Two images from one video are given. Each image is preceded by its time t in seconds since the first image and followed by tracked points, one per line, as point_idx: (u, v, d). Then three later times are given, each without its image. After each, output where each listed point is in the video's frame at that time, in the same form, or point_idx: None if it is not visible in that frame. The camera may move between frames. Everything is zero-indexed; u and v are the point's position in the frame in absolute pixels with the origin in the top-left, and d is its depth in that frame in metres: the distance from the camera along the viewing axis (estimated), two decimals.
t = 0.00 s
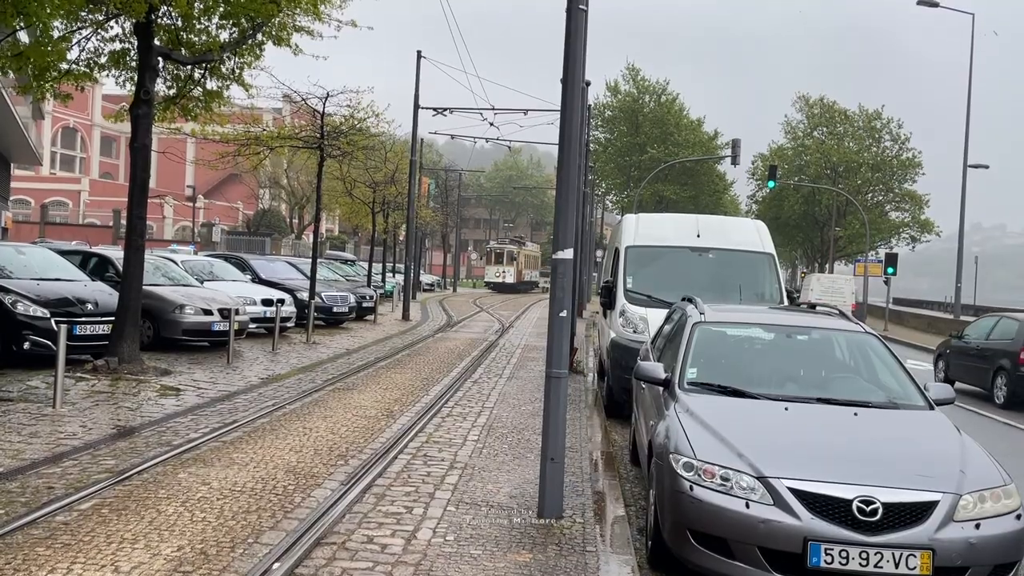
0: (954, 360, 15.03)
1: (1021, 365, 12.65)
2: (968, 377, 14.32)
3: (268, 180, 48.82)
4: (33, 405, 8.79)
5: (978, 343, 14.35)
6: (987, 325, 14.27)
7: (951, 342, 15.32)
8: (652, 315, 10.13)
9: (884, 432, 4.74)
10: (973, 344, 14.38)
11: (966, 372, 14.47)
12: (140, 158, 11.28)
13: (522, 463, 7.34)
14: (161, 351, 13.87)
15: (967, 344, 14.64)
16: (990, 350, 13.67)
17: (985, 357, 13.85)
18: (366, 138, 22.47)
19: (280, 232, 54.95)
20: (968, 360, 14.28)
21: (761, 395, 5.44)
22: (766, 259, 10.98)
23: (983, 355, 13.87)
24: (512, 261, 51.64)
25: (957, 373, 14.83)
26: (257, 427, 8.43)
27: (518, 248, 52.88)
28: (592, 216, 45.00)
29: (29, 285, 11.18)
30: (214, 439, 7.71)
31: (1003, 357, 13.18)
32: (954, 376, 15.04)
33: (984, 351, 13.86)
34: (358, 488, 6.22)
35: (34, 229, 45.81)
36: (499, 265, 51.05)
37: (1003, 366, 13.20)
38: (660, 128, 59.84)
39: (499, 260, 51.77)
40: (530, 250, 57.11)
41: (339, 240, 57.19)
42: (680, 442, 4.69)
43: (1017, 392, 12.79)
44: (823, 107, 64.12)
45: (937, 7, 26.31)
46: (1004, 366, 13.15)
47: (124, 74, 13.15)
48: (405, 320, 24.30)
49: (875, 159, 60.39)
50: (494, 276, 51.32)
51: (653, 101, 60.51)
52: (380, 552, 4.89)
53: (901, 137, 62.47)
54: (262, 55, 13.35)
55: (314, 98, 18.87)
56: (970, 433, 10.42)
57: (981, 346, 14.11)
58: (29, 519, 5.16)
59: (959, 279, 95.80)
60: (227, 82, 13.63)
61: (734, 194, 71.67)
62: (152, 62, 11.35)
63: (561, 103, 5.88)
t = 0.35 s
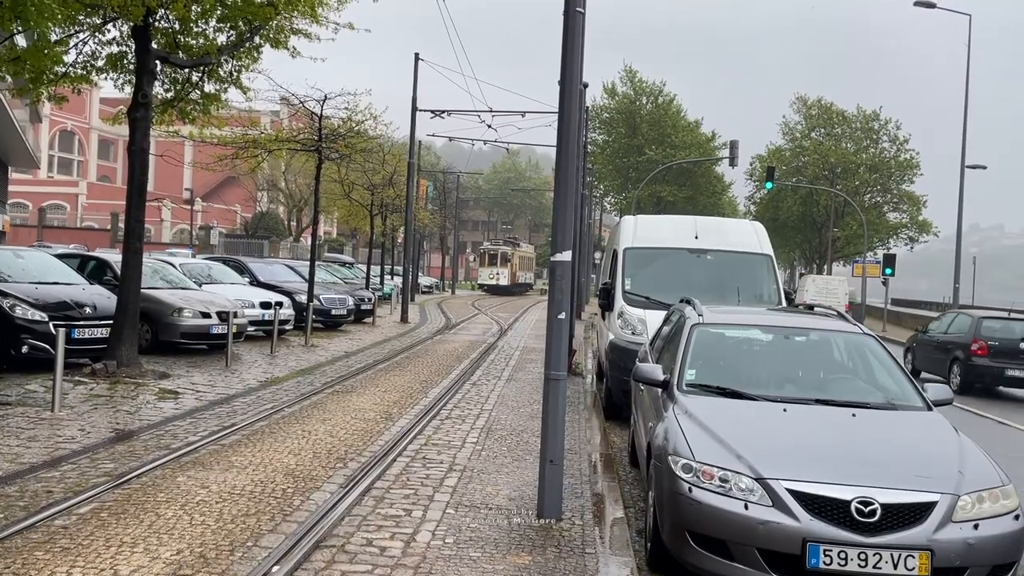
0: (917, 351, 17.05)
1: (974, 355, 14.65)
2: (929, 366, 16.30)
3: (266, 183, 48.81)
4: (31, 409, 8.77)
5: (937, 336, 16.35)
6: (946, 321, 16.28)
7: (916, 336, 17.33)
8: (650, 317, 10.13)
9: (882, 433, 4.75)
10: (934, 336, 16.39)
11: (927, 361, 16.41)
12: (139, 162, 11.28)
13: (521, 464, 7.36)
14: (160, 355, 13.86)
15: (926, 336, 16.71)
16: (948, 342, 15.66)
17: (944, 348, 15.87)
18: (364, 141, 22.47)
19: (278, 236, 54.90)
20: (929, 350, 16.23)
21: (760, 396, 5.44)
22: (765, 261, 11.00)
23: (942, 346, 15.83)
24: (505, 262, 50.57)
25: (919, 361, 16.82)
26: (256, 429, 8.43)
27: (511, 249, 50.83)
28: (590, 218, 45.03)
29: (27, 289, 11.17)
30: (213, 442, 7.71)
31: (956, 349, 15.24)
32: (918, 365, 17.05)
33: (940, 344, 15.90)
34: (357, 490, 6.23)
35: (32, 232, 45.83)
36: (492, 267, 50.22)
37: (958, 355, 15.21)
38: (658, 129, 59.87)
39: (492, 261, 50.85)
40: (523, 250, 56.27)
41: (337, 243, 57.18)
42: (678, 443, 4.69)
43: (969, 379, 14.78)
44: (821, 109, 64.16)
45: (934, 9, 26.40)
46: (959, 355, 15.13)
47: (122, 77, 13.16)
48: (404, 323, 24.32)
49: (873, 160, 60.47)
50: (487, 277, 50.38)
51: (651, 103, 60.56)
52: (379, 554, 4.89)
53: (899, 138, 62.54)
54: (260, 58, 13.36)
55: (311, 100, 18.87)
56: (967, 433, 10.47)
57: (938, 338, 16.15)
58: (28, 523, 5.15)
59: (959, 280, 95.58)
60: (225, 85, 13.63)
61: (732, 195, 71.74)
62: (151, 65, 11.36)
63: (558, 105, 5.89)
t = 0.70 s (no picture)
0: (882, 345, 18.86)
1: (933, 347, 16.47)
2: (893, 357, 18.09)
3: (262, 186, 48.72)
4: (27, 414, 8.75)
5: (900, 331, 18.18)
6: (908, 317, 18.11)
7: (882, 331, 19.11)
8: (646, 318, 10.12)
9: (877, 433, 4.76)
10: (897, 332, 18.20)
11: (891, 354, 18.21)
12: (134, 165, 11.26)
13: (518, 467, 7.36)
14: (156, 359, 13.84)
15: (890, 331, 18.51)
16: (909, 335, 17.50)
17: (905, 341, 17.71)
18: (360, 143, 22.45)
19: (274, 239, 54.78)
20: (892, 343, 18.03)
21: (756, 397, 5.45)
22: (760, 262, 11.01)
23: (904, 339, 17.65)
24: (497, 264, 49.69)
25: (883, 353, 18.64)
26: (253, 433, 8.41)
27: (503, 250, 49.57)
28: (586, 219, 45.05)
29: (22, 294, 11.15)
30: (209, 446, 7.69)
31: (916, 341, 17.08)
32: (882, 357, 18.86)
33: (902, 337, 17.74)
34: (354, 493, 6.22)
35: (27, 236, 45.72)
36: (484, 269, 49.22)
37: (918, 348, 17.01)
38: (653, 131, 59.85)
39: (484, 262, 49.89)
40: (518, 252, 55.76)
41: (334, 245, 57.12)
42: (675, 445, 4.70)
43: (928, 369, 16.58)
44: (816, 110, 64.19)
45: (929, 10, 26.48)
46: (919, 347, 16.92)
47: (117, 81, 13.14)
48: (401, 325, 24.31)
49: (869, 161, 60.58)
50: (479, 279, 49.42)
51: (647, 105, 60.54)
52: (376, 558, 4.88)
53: (895, 138, 62.66)
54: (255, 61, 13.35)
55: (307, 103, 18.85)
56: (961, 433, 10.51)
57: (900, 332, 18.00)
58: (24, 528, 5.14)
59: (955, 281, 95.47)
60: (221, 88, 13.62)
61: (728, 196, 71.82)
62: (146, 69, 11.34)
63: (554, 107, 5.89)
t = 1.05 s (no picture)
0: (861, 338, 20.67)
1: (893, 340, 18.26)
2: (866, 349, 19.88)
3: (256, 189, 48.65)
4: (18, 419, 8.71)
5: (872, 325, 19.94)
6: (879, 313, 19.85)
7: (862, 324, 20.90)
8: (640, 320, 10.13)
9: (870, 433, 4.77)
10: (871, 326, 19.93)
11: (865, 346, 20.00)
12: (126, 169, 11.23)
13: (512, 469, 7.35)
14: (149, 363, 13.79)
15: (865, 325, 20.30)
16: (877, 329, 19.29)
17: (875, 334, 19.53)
18: (353, 146, 22.42)
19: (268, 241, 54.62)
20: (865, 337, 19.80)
21: (749, 398, 5.46)
22: (753, 263, 11.02)
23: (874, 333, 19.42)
24: (487, 266, 48.60)
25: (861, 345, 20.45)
26: (246, 437, 8.40)
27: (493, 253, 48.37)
28: (580, 221, 45.06)
29: (14, 298, 11.11)
30: (202, 450, 7.67)
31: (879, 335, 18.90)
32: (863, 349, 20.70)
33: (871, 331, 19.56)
34: (348, 497, 6.20)
35: (19, 241, 45.56)
36: (474, 271, 47.94)
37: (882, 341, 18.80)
38: (646, 133, 59.85)
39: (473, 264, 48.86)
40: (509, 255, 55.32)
41: (327, 248, 56.99)
42: (668, 446, 4.70)
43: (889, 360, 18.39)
44: (808, 111, 64.28)
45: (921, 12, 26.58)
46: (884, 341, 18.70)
47: (109, 85, 13.12)
48: (395, 328, 24.24)
49: (862, 162, 60.74)
50: (468, 282, 48.05)
51: (640, 107, 60.54)
52: (370, 561, 4.87)
53: (887, 140, 62.79)
54: (248, 64, 13.34)
55: (300, 106, 18.82)
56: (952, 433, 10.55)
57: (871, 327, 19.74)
58: (15, 534, 5.12)
59: (948, 282, 95.45)
60: (213, 91, 13.60)
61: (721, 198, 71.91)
62: (139, 72, 11.31)
63: (545, 109, 5.90)
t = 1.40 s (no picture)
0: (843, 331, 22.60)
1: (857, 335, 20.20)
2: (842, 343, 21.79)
3: (247, 193, 48.57)
4: (7, 424, 8.67)
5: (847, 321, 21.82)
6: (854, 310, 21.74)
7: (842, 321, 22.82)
8: (632, 322, 10.14)
9: (860, 435, 4.79)
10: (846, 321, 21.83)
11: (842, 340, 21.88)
12: (116, 173, 11.19)
13: (504, 472, 7.35)
14: (140, 367, 13.74)
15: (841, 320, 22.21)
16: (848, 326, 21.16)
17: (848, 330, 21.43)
18: (345, 149, 22.41)
19: (260, 245, 54.50)
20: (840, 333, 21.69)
21: (739, 399, 5.47)
22: (744, 264, 11.05)
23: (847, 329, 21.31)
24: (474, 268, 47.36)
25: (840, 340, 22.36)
26: (238, 441, 8.37)
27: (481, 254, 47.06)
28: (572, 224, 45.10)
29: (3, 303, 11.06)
30: (193, 455, 7.64)
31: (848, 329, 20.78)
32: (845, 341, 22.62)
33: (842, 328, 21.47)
34: (339, 501, 6.19)
35: (8, 245, 45.37)
36: (461, 273, 46.82)
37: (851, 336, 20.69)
38: (638, 135, 59.99)
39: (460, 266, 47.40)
40: (497, 256, 55.04)
41: (319, 252, 56.94)
42: (660, 448, 4.71)
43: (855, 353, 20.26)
44: (798, 113, 64.56)
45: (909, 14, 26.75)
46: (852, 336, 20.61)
47: (98, 88, 13.07)
48: (387, 331, 24.20)
49: (852, 164, 61.05)
50: (456, 284, 46.75)
51: (631, 110, 60.70)
52: (362, 565, 4.86)
53: (878, 142, 63.07)
54: (238, 68, 13.30)
55: (291, 109, 18.79)
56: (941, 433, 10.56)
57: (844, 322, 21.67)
58: (4, 541, 5.10)
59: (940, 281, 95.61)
60: (203, 95, 13.56)
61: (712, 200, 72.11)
62: (128, 76, 11.27)
63: (536, 112, 5.90)
